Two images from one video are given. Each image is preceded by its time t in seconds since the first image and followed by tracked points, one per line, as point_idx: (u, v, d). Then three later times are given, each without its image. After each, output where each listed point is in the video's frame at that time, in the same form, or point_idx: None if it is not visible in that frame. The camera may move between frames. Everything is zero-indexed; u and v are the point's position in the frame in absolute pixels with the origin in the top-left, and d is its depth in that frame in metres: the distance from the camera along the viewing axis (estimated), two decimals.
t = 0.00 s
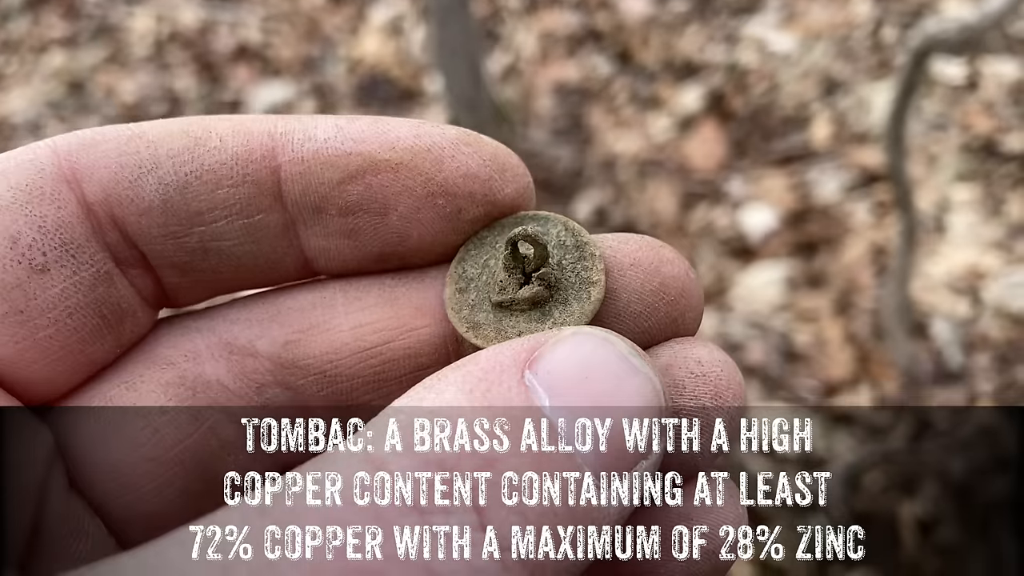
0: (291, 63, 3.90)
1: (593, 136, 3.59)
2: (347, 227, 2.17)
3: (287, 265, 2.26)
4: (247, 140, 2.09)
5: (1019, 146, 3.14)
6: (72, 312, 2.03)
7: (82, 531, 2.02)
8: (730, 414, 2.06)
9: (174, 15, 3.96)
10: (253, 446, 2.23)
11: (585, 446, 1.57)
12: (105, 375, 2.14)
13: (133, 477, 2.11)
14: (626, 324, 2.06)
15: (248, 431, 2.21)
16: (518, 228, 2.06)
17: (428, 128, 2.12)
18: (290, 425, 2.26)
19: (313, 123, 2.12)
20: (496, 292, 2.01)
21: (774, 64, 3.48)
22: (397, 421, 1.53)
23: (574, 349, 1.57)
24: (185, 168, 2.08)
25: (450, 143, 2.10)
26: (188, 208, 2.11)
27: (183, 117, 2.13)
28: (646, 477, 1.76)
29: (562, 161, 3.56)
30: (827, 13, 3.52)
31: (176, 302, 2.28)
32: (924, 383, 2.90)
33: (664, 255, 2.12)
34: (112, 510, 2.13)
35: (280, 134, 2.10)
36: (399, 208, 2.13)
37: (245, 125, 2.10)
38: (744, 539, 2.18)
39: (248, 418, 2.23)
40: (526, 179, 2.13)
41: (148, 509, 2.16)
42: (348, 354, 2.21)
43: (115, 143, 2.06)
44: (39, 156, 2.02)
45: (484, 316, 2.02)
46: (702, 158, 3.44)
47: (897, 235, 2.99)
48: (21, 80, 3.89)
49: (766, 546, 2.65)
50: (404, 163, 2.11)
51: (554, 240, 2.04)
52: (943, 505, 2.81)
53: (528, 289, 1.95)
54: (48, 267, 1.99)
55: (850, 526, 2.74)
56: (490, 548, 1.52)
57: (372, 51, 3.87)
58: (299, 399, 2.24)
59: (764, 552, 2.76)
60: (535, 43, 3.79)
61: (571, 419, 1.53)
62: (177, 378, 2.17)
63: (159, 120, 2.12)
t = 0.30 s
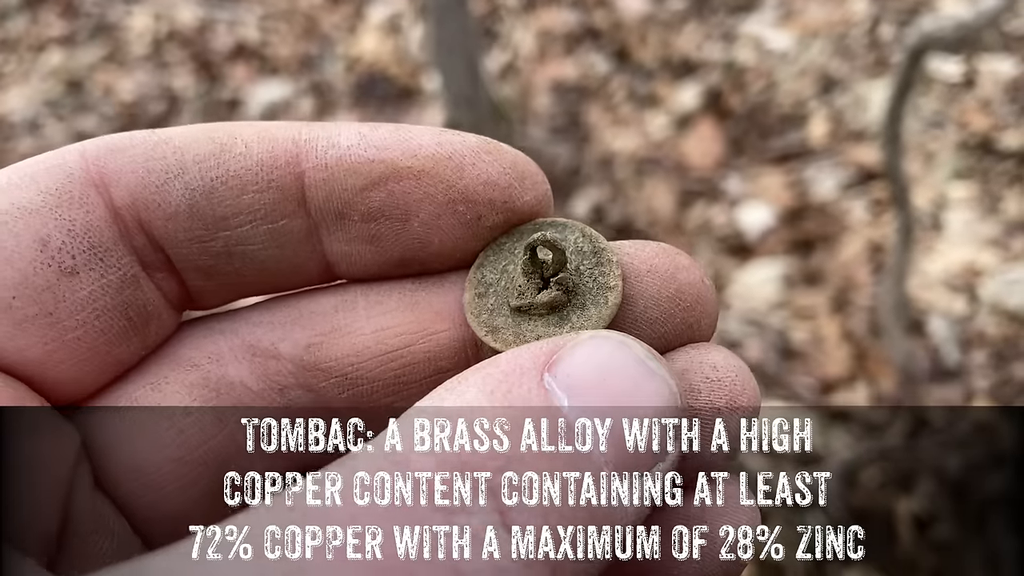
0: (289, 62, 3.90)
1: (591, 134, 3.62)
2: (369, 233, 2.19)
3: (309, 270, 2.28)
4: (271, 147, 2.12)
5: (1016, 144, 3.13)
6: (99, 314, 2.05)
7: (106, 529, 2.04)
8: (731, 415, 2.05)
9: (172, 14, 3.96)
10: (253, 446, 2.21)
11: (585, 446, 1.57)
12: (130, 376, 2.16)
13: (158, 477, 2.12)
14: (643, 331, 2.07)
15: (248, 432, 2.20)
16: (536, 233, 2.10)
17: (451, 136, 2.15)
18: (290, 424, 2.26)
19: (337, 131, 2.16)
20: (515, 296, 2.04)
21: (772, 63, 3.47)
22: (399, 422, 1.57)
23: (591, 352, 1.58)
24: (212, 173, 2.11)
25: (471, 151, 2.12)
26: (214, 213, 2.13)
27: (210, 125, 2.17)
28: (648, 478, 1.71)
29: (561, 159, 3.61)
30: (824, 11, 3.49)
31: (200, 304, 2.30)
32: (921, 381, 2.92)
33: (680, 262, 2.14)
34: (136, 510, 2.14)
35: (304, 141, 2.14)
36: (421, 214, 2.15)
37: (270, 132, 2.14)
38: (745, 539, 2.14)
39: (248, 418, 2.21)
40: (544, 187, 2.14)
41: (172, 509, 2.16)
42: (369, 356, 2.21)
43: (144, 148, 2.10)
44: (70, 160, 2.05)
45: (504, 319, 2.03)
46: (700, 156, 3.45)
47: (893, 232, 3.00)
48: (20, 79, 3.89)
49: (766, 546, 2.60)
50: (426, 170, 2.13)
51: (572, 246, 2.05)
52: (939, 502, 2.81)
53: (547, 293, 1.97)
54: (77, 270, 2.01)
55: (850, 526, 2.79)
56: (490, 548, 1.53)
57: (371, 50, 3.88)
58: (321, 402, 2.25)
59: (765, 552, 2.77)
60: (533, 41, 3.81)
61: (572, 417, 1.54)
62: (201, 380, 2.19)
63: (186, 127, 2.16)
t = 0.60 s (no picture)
0: (288, 60, 3.90)
1: (589, 132, 3.62)
2: (364, 222, 2.19)
3: (305, 261, 2.28)
4: (266, 136, 2.13)
5: (1015, 141, 3.12)
6: (96, 304, 2.06)
7: (100, 516, 2.04)
8: (731, 415, 2.07)
9: (170, 11, 3.95)
10: (253, 446, 2.22)
11: (585, 446, 1.56)
12: (127, 367, 2.16)
13: (153, 465, 2.13)
14: (638, 316, 2.07)
15: (248, 432, 2.21)
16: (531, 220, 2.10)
17: (445, 124, 2.15)
18: (291, 425, 2.26)
19: (331, 120, 2.16)
20: (509, 283, 2.05)
21: (770, 60, 3.46)
22: (397, 421, 1.55)
23: (586, 336, 1.58)
24: (207, 163, 2.12)
25: (466, 139, 2.12)
26: (209, 203, 2.14)
27: (205, 115, 2.18)
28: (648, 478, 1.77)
29: (559, 157, 3.61)
30: (823, 9, 3.47)
31: (198, 295, 2.31)
32: (921, 377, 2.94)
33: (676, 248, 2.14)
34: (132, 498, 2.14)
35: (299, 131, 2.14)
36: (416, 202, 2.14)
37: (265, 121, 2.14)
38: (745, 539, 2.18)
39: (248, 418, 2.23)
40: (539, 175, 2.13)
41: (168, 498, 2.16)
42: (364, 344, 2.21)
43: (139, 139, 2.10)
44: (66, 152, 2.06)
45: (498, 306, 2.04)
46: (699, 154, 3.45)
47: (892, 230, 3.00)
48: (18, 77, 3.89)
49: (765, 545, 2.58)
50: (420, 158, 2.13)
51: (568, 233, 2.07)
52: (938, 500, 2.81)
53: (542, 279, 1.98)
54: (73, 260, 2.01)
55: (850, 526, 2.81)
56: (490, 548, 1.54)
57: (369, 48, 3.88)
58: (316, 391, 2.24)
59: (766, 552, 2.78)
60: (532, 38, 3.82)
61: (572, 418, 1.54)
62: (197, 369, 2.20)
63: (181, 117, 2.16)
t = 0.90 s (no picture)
0: (286, 58, 3.90)
1: (588, 130, 3.62)
2: (352, 215, 2.19)
3: (294, 254, 2.28)
4: (253, 129, 2.12)
5: (1013, 139, 3.12)
6: (82, 298, 2.06)
7: (90, 512, 2.01)
8: (731, 415, 2.04)
9: (168, 10, 3.94)
10: (253, 446, 2.21)
11: (585, 446, 1.57)
12: (115, 362, 2.17)
13: (143, 459, 2.11)
14: (628, 309, 2.06)
15: (248, 432, 2.21)
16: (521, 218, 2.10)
17: (433, 117, 2.15)
18: (290, 425, 2.25)
19: (318, 112, 2.16)
20: (499, 282, 2.05)
21: (769, 58, 3.45)
22: (397, 421, 1.54)
23: (575, 340, 1.58)
24: (194, 155, 2.12)
25: (454, 132, 2.13)
26: (196, 196, 2.14)
27: (192, 107, 2.18)
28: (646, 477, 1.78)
29: (557, 155, 3.61)
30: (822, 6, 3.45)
31: (187, 289, 2.31)
32: (919, 376, 2.93)
33: (667, 240, 2.13)
34: (120, 492, 2.12)
35: (286, 123, 2.14)
36: (404, 196, 2.15)
37: (252, 113, 2.14)
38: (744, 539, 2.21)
39: (248, 417, 2.22)
40: (530, 168, 2.15)
41: (155, 492, 2.14)
42: (354, 339, 2.21)
43: (125, 131, 2.10)
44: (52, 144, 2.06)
45: (488, 305, 2.05)
46: (697, 152, 3.46)
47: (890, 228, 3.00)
48: (17, 76, 3.89)
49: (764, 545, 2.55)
50: (408, 151, 2.13)
51: (559, 231, 2.06)
52: (937, 498, 2.81)
53: (532, 279, 1.99)
54: (59, 254, 2.01)
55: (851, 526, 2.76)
56: (490, 548, 1.54)
57: (367, 46, 3.89)
58: (306, 385, 2.24)
59: (766, 552, 2.74)
60: (530, 36, 3.83)
61: (571, 418, 1.54)
62: (186, 364, 2.20)
63: (168, 109, 2.16)
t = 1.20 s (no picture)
0: (286, 59, 3.90)
1: (588, 129, 3.62)
2: (357, 217, 2.19)
3: (299, 257, 2.28)
4: (255, 132, 2.13)
5: (1014, 139, 3.12)
6: (86, 305, 2.06)
7: (91, 520, 2.03)
8: (730, 413, 2.05)
9: (168, 10, 3.94)
10: (253, 446, 2.21)
11: (585, 446, 1.57)
12: (120, 369, 2.16)
13: (149, 462, 2.12)
14: (635, 296, 2.09)
15: (248, 432, 2.20)
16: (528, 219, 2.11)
17: (436, 116, 2.14)
18: (290, 425, 2.25)
19: (321, 114, 2.16)
20: (506, 284, 2.07)
21: (769, 58, 3.45)
22: (398, 422, 1.59)
23: (586, 362, 1.59)
24: (197, 160, 2.12)
25: (458, 131, 2.11)
26: (199, 200, 2.14)
27: (194, 111, 2.17)
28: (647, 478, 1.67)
29: (557, 155, 3.61)
30: (821, 6, 3.44)
31: (190, 294, 2.31)
32: (919, 376, 2.93)
33: (671, 226, 2.17)
34: (126, 499, 2.13)
35: (289, 126, 2.14)
36: (409, 196, 2.14)
37: (254, 117, 2.14)
38: (745, 539, 2.18)
39: (248, 418, 2.22)
40: (535, 166, 2.13)
41: (163, 498, 2.15)
42: (361, 336, 2.22)
43: (128, 136, 2.10)
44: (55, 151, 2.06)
45: (495, 307, 2.07)
46: (697, 152, 3.46)
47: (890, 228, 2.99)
48: (16, 76, 3.88)
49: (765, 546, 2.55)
50: (412, 152, 2.12)
51: (565, 232, 2.08)
52: (937, 498, 2.82)
53: (538, 282, 2.02)
54: (62, 261, 2.01)
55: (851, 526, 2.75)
56: (490, 548, 1.55)
57: (367, 46, 3.89)
58: (314, 385, 2.23)
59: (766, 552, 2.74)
60: (530, 36, 3.82)
61: (571, 418, 1.53)
62: (194, 365, 2.19)
63: (170, 114, 2.16)
